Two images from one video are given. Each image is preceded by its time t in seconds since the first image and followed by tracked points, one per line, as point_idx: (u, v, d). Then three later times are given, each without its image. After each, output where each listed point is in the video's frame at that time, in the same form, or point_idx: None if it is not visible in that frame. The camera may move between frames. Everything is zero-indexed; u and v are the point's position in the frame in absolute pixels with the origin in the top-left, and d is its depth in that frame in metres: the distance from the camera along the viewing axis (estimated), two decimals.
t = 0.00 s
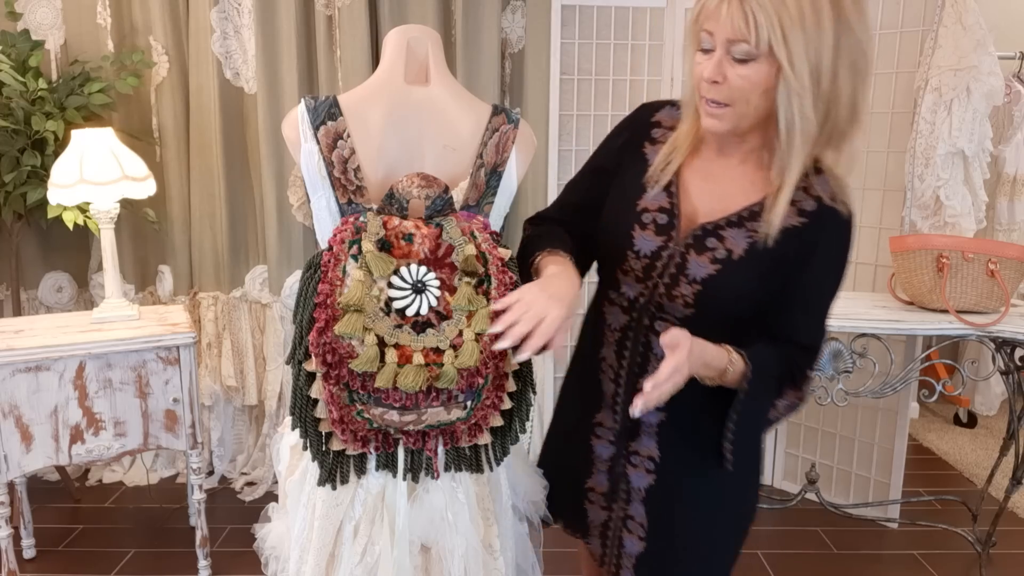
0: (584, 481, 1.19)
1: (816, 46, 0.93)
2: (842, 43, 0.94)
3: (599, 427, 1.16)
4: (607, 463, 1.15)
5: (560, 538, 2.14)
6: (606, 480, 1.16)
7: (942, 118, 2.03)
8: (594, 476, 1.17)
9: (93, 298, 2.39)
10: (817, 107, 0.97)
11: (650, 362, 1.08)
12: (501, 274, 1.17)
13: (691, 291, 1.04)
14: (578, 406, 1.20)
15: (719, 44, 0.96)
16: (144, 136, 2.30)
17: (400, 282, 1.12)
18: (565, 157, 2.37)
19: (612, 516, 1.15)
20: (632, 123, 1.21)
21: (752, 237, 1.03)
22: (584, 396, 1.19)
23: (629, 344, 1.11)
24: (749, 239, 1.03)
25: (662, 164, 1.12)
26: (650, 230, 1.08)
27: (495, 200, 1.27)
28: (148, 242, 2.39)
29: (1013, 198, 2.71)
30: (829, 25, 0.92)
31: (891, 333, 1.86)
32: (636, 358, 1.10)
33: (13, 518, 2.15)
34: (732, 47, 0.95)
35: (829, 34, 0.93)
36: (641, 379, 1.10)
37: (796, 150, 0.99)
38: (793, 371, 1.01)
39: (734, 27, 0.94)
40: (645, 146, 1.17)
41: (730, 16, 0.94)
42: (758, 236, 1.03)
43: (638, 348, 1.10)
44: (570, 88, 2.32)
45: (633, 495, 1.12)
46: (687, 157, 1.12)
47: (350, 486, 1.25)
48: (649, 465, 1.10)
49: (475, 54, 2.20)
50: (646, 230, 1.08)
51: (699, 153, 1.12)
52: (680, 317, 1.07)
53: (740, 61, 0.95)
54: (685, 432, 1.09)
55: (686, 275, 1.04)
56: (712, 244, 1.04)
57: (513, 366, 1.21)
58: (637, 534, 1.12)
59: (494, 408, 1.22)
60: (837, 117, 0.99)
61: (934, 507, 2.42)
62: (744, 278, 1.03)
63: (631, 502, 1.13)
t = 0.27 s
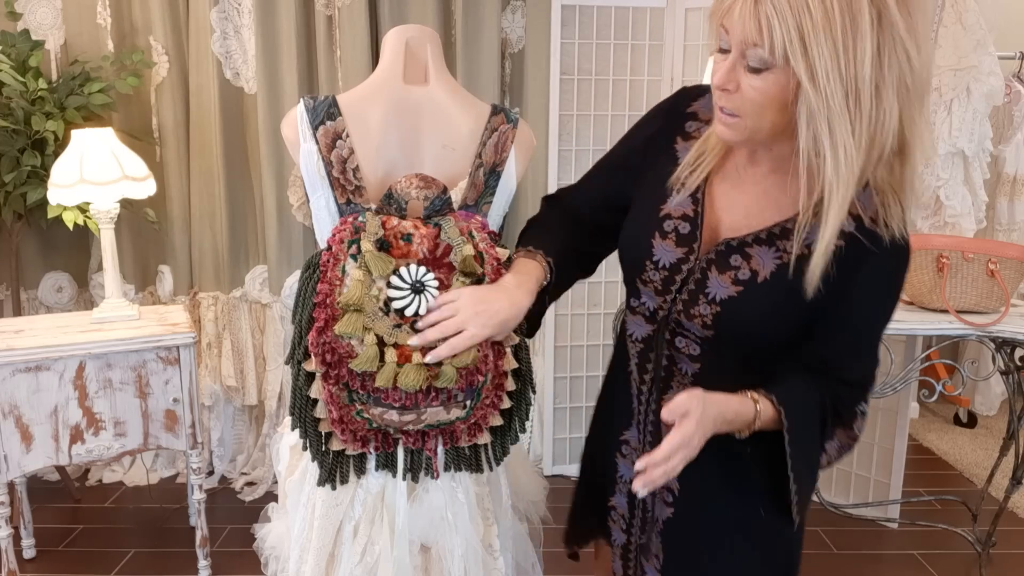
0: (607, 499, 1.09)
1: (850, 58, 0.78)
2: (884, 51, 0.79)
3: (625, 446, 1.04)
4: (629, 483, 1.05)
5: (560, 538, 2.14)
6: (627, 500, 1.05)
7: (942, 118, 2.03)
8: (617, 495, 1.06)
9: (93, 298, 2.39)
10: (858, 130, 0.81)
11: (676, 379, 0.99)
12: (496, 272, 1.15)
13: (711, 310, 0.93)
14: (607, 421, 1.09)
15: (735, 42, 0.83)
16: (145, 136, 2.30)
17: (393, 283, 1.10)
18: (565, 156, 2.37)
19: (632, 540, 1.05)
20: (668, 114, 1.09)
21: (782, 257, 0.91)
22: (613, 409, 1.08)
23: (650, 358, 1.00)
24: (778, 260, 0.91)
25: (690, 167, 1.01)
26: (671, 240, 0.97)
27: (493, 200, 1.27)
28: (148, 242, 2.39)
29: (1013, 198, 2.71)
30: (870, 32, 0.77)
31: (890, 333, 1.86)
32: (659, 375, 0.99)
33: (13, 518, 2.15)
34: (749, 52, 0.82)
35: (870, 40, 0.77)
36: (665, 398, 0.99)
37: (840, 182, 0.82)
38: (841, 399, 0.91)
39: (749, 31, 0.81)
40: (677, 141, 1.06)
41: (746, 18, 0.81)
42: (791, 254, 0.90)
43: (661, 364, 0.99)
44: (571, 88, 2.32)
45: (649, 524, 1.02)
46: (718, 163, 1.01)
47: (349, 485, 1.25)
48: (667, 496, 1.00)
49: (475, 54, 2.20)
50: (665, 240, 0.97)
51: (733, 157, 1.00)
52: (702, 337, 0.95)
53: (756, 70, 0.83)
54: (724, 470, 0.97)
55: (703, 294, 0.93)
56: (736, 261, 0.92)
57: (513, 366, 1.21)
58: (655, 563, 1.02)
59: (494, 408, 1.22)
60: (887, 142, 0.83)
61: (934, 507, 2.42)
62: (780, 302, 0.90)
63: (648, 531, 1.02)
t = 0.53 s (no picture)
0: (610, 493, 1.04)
1: (838, 75, 0.70)
2: (878, 65, 0.71)
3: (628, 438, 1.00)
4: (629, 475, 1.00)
5: (560, 538, 2.14)
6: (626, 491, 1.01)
7: (942, 118, 2.03)
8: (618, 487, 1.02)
9: (93, 298, 2.39)
10: (847, 148, 0.73)
11: (674, 377, 0.92)
12: (496, 275, 1.17)
13: (696, 314, 0.86)
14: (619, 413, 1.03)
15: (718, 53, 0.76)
16: (144, 136, 2.30)
17: (401, 272, 1.06)
18: (565, 156, 2.37)
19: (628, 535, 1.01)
20: (670, 109, 0.99)
21: (773, 265, 0.83)
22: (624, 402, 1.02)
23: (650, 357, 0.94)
24: (767, 266, 0.84)
25: (688, 161, 0.94)
26: (663, 236, 0.91)
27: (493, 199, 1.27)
28: (148, 242, 2.39)
29: (1013, 199, 2.71)
30: (861, 48, 0.69)
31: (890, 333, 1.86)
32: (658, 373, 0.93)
33: (13, 518, 2.15)
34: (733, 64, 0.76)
35: (862, 55, 0.69)
36: (663, 395, 0.93)
37: (827, 206, 0.74)
38: (838, 425, 0.82)
39: (730, 41, 0.75)
40: (678, 134, 0.98)
41: (727, 28, 0.75)
42: (782, 261, 0.82)
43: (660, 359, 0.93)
44: (571, 88, 2.32)
45: (646, 520, 0.97)
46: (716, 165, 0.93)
47: (350, 485, 1.25)
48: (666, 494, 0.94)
49: (475, 54, 2.20)
50: (657, 235, 0.91)
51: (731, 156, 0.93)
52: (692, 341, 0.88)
53: (740, 81, 0.76)
54: (713, 493, 0.90)
55: (690, 295, 0.87)
56: (724, 265, 0.85)
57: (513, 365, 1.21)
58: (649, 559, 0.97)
59: (494, 407, 1.22)
60: (882, 162, 0.74)
61: (934, 507, 2.42)
62: (766, 314, 0.82)
63: (645, 527, 0.98)
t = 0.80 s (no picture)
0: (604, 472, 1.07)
1: (797, 82, 0.70)
2: (838, 74, 0.71)
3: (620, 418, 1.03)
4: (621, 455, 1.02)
5: (560, 538, 2.14)
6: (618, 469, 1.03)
7: (942, 118, 2.03)
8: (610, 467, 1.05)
9: (93, 298, 2.39)
10: (808, 156, 0.73)
11: (656, 363, 0.95)
12: (495, 278, 1.15)
13: (664, 303, 0.88)
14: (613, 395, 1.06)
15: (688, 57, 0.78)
16: (145, 136, 2.30)
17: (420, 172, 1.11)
18: (565, 156, 2.37)
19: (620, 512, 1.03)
20: (658, 113, 1.06)
21: (732, 263, 0.82)
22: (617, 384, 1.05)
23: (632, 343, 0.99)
24: (727, 264, 0.83)
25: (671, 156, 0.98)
26: (642, 224, 0.95)
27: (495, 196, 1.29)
28: (148, 242, 2.39)
29: (1013, 199, 2.71)
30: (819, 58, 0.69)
31: (890, 333, 1.86)
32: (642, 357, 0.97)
33: (13, 518, 2.15)
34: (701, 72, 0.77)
35: (819, 64, 0.69)
36: (644, 381, 0.98)
37: (792, 215, 0.73)
38: (739, 439, 0.79)
39: (693, 49, 0.76)
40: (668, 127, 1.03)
41: (690, 34, 0.75)
42: (738, 257, 0.82)
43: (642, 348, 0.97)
44: (570, 89, 2.32)
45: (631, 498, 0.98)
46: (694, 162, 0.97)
47: (349, 486, 1.25)
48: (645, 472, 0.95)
49: (474, 54, 2.20)
50: (638, 222, 0.95)
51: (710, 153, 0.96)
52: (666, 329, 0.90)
53: (706, 88, 0.78)
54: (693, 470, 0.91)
55: (659, 284, 0.89)
56: (689, 257, 0.86)
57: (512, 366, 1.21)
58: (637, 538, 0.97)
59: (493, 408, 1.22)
60: (845, 172, 0.74)
61: (934, 507, 2.41)
62: (714, 309, 0.83)
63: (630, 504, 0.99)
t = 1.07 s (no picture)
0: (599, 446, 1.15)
1: (779, 68, 0.81)
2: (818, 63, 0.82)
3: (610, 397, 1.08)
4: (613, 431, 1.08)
5: (561, 539, 2.14)
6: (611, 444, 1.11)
7: (942, 118, 2.03)
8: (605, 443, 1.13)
9: (92, 298, 2.39)
10: (788, 142, 0.84)
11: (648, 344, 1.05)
12: (497, 276, 1.14)
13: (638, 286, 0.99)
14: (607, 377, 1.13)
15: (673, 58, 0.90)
16: (145, 136, 2.30)
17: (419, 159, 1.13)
18: (565, 156, 2.37)
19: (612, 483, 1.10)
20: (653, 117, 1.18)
21: (691, 242, 0.92)
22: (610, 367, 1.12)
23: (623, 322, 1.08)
24: (687, 245, 0.92)
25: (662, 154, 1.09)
26: (631, 213, 1.05)
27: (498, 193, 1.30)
28: (148, 242, 2.39)
29: (1013, 198, 2.71)
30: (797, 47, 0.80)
31: (890, 333, 1.86)
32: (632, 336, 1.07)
33: (13, 518, 2.15)
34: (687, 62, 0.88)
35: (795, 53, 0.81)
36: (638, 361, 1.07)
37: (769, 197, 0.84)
38: (627, 374, 0.90)
39: (681, 38, 0.86)
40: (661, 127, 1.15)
41: (679, 24, 0.86)
42: (697, 237, 0.92)
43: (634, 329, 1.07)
44: (571, 88, 2.32)
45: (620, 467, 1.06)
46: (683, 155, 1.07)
47: (350, 484, 1.25)
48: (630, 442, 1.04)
49: (475, 54, 2.20)
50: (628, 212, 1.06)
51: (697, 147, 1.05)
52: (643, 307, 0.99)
53: (693, 76, 0.88)
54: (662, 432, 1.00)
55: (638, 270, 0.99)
56: (659, 240, 0.96)
57: (513, 365, 1.22)
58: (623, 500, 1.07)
59: (494, 407, 1.22)
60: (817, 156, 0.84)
61: (934, 507, 2.42)
62: (671, 286, 0.92)
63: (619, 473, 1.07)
